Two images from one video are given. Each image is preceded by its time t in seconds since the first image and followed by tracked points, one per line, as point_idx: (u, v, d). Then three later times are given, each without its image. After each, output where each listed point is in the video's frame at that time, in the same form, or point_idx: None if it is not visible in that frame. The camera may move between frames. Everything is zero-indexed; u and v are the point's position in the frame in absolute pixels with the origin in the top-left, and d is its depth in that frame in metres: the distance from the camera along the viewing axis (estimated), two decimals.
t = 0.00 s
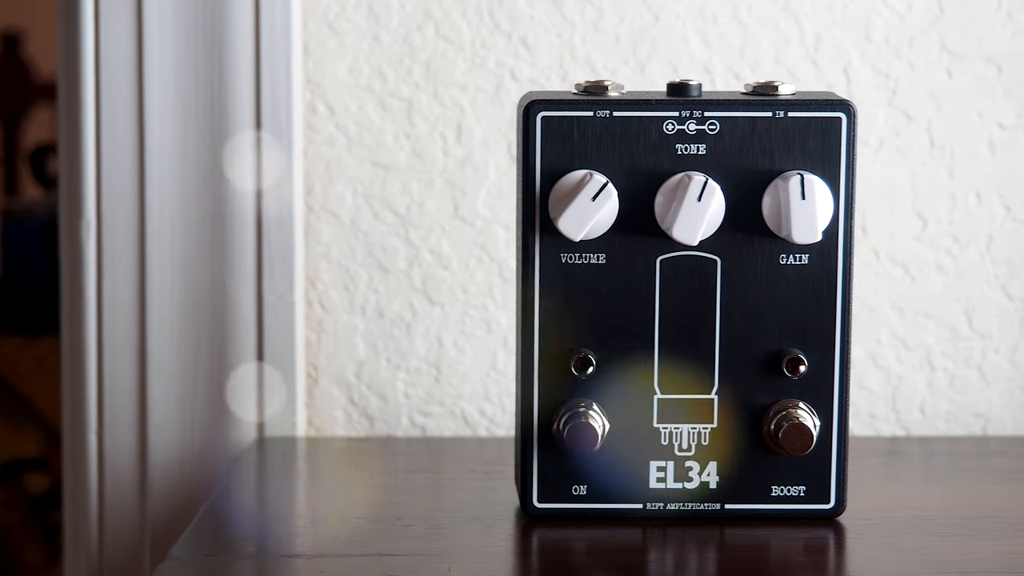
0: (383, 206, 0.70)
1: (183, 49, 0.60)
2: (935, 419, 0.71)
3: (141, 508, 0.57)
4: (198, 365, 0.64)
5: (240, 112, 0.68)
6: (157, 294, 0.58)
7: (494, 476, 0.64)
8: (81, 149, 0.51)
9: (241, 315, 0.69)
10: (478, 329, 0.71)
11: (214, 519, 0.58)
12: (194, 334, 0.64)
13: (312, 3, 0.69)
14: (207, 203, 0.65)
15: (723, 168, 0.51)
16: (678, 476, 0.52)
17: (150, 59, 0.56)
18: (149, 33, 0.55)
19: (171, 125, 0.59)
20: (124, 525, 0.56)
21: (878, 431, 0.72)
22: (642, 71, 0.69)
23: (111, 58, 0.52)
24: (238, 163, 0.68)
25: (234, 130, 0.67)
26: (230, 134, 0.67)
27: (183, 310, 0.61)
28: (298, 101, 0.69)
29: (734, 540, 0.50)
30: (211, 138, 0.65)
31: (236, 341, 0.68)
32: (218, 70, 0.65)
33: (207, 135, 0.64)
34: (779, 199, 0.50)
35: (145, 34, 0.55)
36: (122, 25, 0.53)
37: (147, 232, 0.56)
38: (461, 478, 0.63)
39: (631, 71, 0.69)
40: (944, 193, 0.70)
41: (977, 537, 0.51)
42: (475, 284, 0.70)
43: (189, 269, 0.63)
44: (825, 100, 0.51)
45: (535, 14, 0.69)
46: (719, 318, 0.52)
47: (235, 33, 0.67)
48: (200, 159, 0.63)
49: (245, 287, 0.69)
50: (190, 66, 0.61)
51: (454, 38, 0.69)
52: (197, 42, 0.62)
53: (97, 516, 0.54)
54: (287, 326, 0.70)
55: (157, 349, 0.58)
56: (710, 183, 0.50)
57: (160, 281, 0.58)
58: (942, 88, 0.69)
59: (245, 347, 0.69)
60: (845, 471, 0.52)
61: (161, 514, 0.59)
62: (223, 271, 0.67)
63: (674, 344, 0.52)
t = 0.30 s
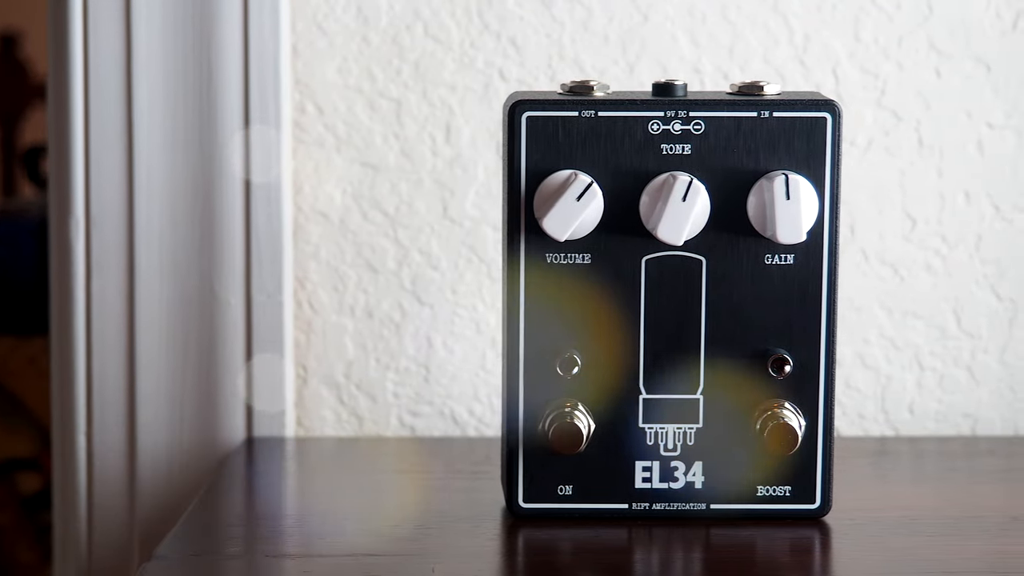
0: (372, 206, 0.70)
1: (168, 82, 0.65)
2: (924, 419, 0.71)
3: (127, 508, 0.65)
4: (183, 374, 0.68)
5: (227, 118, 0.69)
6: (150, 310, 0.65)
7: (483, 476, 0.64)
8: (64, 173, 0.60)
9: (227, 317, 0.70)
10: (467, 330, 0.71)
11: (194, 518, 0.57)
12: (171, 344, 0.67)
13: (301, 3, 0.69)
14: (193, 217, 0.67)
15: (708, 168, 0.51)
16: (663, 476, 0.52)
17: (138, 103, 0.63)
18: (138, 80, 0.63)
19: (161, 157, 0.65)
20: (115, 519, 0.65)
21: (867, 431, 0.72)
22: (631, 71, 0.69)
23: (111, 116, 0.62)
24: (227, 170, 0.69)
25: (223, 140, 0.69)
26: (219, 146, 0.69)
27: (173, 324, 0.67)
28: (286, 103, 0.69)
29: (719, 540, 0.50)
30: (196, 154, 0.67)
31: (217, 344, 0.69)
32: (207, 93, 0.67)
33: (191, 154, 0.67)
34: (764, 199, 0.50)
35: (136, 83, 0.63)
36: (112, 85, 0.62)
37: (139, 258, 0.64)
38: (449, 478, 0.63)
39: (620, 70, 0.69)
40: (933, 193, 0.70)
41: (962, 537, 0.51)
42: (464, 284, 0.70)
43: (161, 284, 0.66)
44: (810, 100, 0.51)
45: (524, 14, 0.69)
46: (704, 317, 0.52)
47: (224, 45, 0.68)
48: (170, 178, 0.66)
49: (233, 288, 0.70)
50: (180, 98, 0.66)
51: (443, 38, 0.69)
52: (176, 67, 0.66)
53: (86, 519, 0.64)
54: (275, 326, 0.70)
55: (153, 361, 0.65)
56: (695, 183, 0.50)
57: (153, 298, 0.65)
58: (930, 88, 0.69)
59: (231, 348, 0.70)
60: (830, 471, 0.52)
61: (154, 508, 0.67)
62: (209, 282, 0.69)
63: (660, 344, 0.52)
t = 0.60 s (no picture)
0: (361, 206, 0.70)
1: (156, 86, 0.66)
2: (913, 419, 0.71)
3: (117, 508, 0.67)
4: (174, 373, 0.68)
5: (216, 117, 0.68)
6: (137, 312, 0.66)
7: (471, 475, 0.64)
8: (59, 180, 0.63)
9: (216, 316, 0.69)
10: (456, 330, 0.71)
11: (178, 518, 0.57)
12: (162, 345, 0.67)
13: (289, 3, 0.69)
14: (183, 217, 0.68)
15: (693, 168, 0.51)
16: (648, 476, 0.52)
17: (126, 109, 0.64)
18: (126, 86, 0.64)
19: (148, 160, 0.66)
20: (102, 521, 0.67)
21: (856, 431, 0.72)
22: (620, 71, 0.69)
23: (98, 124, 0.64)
24: (216, 170, 0.69)
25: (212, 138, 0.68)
26: (208, 144, 0.68)
27: (161, 325, 0.67)
28: (274, 103, 0.69)
29: (704, 540, 0.50)
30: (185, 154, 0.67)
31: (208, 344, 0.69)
32: (196, 93, 0.67)
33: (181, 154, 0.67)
34: (748, 199, 0.50)
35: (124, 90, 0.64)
36: (100, 95, 0.64)
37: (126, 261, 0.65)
38: (437, 478, 0.63)
39: (608, 71, 0.69)
40: (922, 193, 0.70)
41: (947, 537, 0.51)
42: (453, 284, 0.70)
43: (150, 286, 0.67)
44: (795, 100, 0.51)
45: (513, 14, 0.69)
46: (689, 317, 0.52)
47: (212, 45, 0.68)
48: (159, 180, 0.67)
49: (222, 288, 0.69)
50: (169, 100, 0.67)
51: (432, 39, 0.69)
52: (166, 69, 0.66)
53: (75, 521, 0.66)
54: (264, 326, 0.70)
55: (139, 363, 0.66)
56: (679, 183, 0.50)
57: (140, 299, 0.66)
58: (919, 88, 0.69)
59: (221, 346, 0.70)
60: (815, 471, 0.52)
61: (143, 508, 0.67)
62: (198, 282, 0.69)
63: (646, 344, 0.52)
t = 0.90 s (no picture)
0: (350, 206, 0.70)
1: (144, 90, 0.67)
2: (902, 419, 0.71)
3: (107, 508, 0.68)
4: (162, 373, 0.68)
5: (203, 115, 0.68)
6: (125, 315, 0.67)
7: (459, 475, 0.64)
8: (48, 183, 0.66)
9: (205, 318, 0.69)
10: (445, 330, 0.71)
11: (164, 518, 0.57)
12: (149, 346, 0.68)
13: (279, 3, 0.69)
14: (170, 217, 0.68)
15: (679, 168, 0.51)
16: (635, 476, 0.52)
17: (115, 113, 0.66)
18: (113, 92, 0.66)
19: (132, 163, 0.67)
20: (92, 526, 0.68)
21: (846, 431, 0.72)
22: (609, 71, 0.69)
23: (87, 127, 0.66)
24: (205, 168, 0.68)
25: (200, 139, 0.68)
26: (197, 144, 0.68)
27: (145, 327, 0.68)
28: (262, 101, 0.68)
29: (690, 540, 0.50)
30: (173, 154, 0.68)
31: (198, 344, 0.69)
32: (184, 95, 0.68)
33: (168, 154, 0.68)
34: (733, 200, 0.50)
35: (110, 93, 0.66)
36: (86, 99, 0.66)
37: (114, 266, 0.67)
38: (425, 479, 0.63)
39: (598, 71, 0.69)
40: (911, 194, 0.70)
41: (933, 537, 0.51)
42: (442, 284, 0.70)
43: (136, 287, 0.68)
44: (781, 100, 0.51)
45: (502, 14, 0.69)
46: (675, 317, 0.52)
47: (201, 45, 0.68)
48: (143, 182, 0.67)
49: (211, 288, 0.69)
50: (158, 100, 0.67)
51: (421, 39, 0.69)
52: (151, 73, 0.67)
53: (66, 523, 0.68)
54: (253, 327, 0.69)
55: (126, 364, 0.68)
56: (665, 183, 0.50)
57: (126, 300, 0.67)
58: (909, 88, 0.69)
59: (211, 346, 0.69)
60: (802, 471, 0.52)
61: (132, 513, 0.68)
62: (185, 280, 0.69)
63: (632, 344, 0.52)
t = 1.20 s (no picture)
0: (340, 206, 0.70)
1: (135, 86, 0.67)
2: (893, 419, 0.72)
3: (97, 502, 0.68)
4: (152, 372, 0.68)
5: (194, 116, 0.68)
6: (116, 316, 0.67)
7: (449, 475, 0.64)
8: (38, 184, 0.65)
9: (195, 320, 0.69)
10: (435, 330, 0.71)
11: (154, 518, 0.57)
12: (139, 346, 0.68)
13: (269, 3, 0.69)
14: (159, 217, 0.68)
15: (665, 168, 0.51)
16: (622, 476, 0.52)
17: (105, 116, 0.66)
18: (104, 95, 0.66)
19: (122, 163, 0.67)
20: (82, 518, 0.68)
21: (837, 431, 0.72)
22: (599, 71, 0.69)
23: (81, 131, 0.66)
24: (194, 170, 0.68)
25: (189, 139, 0.68)
26: (187, 145, 0.68)
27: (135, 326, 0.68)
28: (253, 100, 0.68)
29: (677, 540, 0.50)
30: (161, 153, 0.68)
31: (187, 346, 0.69)
32: (174, 94, 0.68)
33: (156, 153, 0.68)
34: (720, 200, 0.50)
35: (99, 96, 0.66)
36: (77, 96, 0.66)
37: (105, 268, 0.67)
38: (414, 479, 0.63)
39: (588, 71, 0.69)
40: (901, 194, 0.70)
41: (920, 537, 0.51)
42: (432, 284, 0.70)
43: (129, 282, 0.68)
44: (767, 100, 0.51)
45: (492, 14, 0.69)
46: (661, 317, 0.52)
47: (192, 45, 0.68)
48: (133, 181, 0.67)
49: (201, 290, 0.69)
50: (147, 97, 0.67)
51: (411, 39, 0.69)
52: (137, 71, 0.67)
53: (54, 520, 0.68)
54: (242, 328, 0.69)
55: (116, 363, 0.67)
56: (651, 183, 0.50)
57: (116, 300, 0.67)
58: (899, 88, 0.69)
59: (200, 347, 0.70)
60: (789, 471, 0.52)
61: (118, 507, 0.68)
62: (175, 280, 0.69)
63: (619, 344, 0.52)
